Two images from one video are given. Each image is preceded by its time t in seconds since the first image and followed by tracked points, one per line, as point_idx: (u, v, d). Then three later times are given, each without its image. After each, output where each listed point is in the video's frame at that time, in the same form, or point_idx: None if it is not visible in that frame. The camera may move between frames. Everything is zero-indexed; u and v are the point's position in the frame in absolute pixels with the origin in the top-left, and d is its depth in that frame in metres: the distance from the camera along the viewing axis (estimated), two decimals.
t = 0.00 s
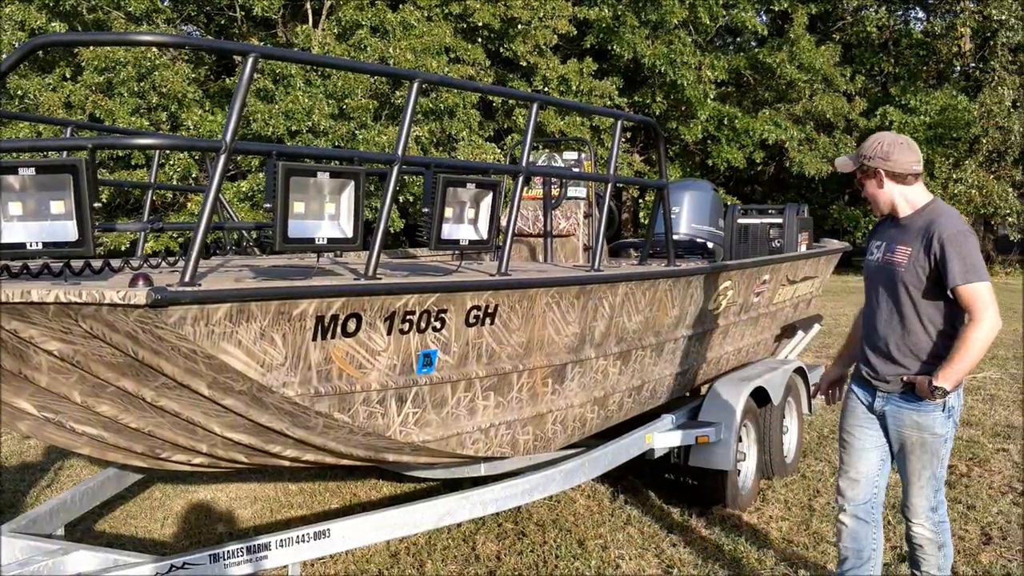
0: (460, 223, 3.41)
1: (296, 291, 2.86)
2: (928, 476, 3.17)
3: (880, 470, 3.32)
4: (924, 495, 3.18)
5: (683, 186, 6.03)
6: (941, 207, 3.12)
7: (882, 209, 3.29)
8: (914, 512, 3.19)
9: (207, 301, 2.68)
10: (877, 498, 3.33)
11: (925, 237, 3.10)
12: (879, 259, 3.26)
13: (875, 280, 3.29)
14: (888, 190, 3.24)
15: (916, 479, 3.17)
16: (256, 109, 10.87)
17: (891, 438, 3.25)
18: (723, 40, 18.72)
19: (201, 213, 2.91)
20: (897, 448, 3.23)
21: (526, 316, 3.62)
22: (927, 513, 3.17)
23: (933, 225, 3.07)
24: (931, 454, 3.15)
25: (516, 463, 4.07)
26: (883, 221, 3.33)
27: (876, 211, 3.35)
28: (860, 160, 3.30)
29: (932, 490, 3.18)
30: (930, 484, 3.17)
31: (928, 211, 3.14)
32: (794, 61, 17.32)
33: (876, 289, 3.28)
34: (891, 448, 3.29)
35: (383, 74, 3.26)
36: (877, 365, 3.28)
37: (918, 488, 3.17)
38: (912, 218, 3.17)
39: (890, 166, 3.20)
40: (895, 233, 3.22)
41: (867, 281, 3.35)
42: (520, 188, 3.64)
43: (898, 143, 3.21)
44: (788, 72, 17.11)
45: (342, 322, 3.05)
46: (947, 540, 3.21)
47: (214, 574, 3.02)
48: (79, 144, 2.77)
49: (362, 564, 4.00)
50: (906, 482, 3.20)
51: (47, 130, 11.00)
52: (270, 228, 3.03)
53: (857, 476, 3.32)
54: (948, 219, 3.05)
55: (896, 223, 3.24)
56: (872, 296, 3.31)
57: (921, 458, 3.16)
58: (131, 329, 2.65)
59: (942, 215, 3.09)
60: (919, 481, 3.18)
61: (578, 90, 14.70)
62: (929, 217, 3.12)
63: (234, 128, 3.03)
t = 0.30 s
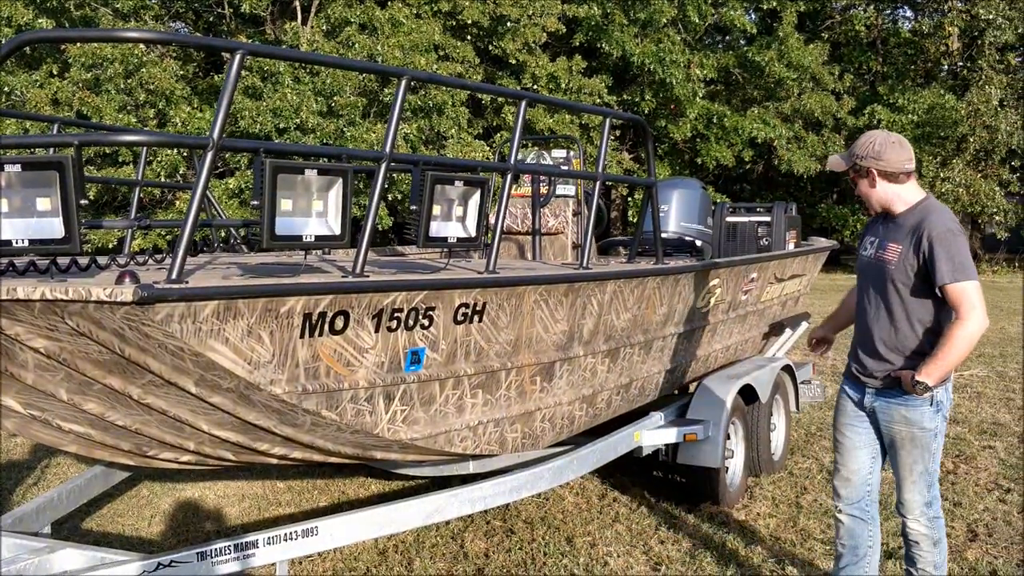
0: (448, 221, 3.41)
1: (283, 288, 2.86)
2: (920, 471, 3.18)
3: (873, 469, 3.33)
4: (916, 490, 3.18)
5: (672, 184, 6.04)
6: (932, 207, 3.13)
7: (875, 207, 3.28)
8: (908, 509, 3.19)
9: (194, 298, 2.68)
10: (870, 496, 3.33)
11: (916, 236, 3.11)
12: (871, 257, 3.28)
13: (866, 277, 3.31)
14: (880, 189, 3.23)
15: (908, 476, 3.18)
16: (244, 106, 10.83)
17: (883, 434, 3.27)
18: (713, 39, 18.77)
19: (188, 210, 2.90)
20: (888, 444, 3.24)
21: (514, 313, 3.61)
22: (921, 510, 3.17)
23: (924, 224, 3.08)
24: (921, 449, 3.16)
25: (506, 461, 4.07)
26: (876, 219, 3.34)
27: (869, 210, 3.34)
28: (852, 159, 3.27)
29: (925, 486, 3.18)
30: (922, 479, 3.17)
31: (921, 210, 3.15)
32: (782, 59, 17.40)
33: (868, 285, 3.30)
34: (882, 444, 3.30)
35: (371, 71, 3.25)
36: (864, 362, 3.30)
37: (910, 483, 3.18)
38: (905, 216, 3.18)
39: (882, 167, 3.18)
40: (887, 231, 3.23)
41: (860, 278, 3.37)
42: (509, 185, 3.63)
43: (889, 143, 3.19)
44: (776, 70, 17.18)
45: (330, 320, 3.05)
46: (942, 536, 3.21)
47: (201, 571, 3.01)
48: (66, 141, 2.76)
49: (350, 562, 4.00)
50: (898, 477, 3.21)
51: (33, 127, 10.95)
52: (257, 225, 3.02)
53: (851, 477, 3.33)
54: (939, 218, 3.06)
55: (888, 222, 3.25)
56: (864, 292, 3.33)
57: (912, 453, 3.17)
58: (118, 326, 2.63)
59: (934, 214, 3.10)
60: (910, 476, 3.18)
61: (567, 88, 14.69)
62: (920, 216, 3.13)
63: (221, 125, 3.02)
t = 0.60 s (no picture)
0: (438, 218, 3.40)
1: (272, 286, 2.85)
2: (903, 473, 3.19)
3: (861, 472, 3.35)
4: (899, 492, 3.20)
5: (662, 182, 6.05)
6: (917, 207, 3.14)
7: (858, 209, 3.30)
8: (889, 510, 3.22)
9: (183, 296, 2.67)
10: (864, 500, 3.34)
11: (902, 237, 3.12)
12: (855, 258, 3.29)
13: (851, 278, 3.31)
14: (863, 191, 3.25)
15: (891, 478, 3.19)
16: (232, 103, 10.81)
17: (867, 437, 3.28)
18: (703, 37, 18.82)
19: (176, 208, 2.89)
20: (874, 447, 3.26)
21: (503, 311, 3.62)
22: (903, 512, 3.19)
23: (910, 224, 3.10)
24: (905, 452, 3.17)
25: (496, 459, 4.07)
26: (860, 220, 3.35)
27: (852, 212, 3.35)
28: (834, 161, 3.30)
29: (908, 488, 3.20)
30: (905, 482, 3.19)
31: (905, 211, 3.17)
32: (771, 58, 17.46)
33: (853, 287, 3.31)
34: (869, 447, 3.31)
35: (361, 69, 3.25)
36: (850, 363, 3.31)
37: (894, 485, 3.19)
38: (889, 217, 3.19)
39: (865, 169, 3.19)
40: (871, 232, 3.24)
41: (844, 279, 3.37)
42: (498, 183, 3.63)
43: (872, 144, 3.21)
44: (765, 69, 17.25)
45: (319, 317, 3.04)
46: (924, 537, 3.24)
47: (190, 570, 3.01)
48: (54, 138, 2.74)
49: (340, 561, 3.99)
50: (883, 480, 3.23)
51: (21, 124, 10.91)
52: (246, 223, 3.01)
53: (841, 482, 3.35)
54: (925, 218, 3.07)
55: (872, 223, 3.27)
56: (848, 293, 3.34)
57: (896, 455, 3.19)
58: (106, 324, 2.63)
59: (919, 214, 3.11)
60: (894, 479, 3.20)
61: (557, 86, 14.69)
62: (904, 216, 3.15)
63: (209, 122, 3.01)
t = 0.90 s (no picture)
0: (428, 216, 3.40)
1: (263, 284, 2.85)
2: (888, 476, 3.21)
3: (848, 476, 3.34)
4: (886, 493, 3.22)
5: (652, 181, 6.06)
6: (898, 203, 3.17)
7: (837, 203, 3.30)
8: (876, 512, 3.24)
9: (172, 295, 2.67)
10: (855, 504, 3.34)
11: (884, 231, 3.14)
12: (834, 253, 3.29)
13: (829, 274, 3.31)
14: (846, 183, 3.26)
15: (877, 481, 3.20)
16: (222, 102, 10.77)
17: (851, 440, 3.28)
18: (694, 35, 18.85)
19: (166, 206, 2.88)
20: (859, 450, 3.26)
21: (494, 309, 3.62)
22: (888, 512, 3.23)
23: (892, 217, 3.12)
24: (890, 453, 3.19)
25: (485, 457, 4.07)
26: (838, 215, 3.36)
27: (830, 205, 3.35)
28: (822, 153, 3.28)
29: (893, 489, 3.23)
30: (891, 483, 3.21)
31: (885, 205, 3.19)
32: (762, 57, 17.51)
33: (831, 283, 3.30)
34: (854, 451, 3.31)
35: (351, 67, 3.24)
36: (830, 361, 3.30)
37: (880, 487, 3.21)
38: (870, 212, 3.21)
39: (857, 158, 3.21)
40: (851, 227, 3.25)
41: (821, 276, 3.37)
42: (489, 182, 3.63)
43: (860, 136, 3.24)
44: (756, 68, 17.29)
45: (309, 316, 3.04)
46: (909, 536, 3.27)
47: (180, 569, 3.00)
48: (43, 136, 2.73)
49: (330, 559, 3.99)
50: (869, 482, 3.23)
51: (10, 122, 10.87)
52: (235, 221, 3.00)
53: (830, 487, 3.35)
54: (906, 212, 3.09)
55: (850, 218, 3.28)
56: (826, 290, 3.33)
57: (881, 458, 3.20)
58: (95, 322, 2.62)
59: (900, 208, 3.13)
60: (881, 480, 3.21)
61: (548, 84, 14.68)
62: (885, 211, 3.17)
63: (199, 120, 3.00)
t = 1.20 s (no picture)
0: (420, 215, 3.40)
1: (253, 282, 2.84)
2: (874, 486, 3.21)
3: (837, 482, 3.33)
4: (874, 501, 3.21)
5: (644, 180, 6.07)
6: (885, 206, 3.17)
7: (828, 200, 3.27)
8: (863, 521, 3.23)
9: (163, 293, 2.67)
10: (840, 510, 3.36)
11: (873, 233, 3.13)
12: (820, 257, 3.26)
13: (816, 279, 3.28)
14: (842, 179, 3.26)
15: (863, 490, 3.20)
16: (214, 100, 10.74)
17: (839, 448, 3.26)
18: (686, 35, 18.88)
19: (157, 205, 2.87)
20: (846, 458, 3.24)
21: (485, 309, 3.61)
22: (875, 524, 3.24)
23: (881, 220, 3.12)
24: (878, 461, 3.18)
25: (476, 457, 4.06)
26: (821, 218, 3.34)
27: (814, 201, 3.30)
28: (826, 146, 3.23)
29: (880, 499, 3.23)
30: (878, 491, 3.20)
31: (872, 208, 3.19)
32: (754, 57, 17.54)
33: (818, 288, 3.27)
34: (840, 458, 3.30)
35: (342, 65, 3.23)
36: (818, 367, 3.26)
37: (867, 497, 3.21)
38: (856, 214, 3.21)
39: (855, 154, 3.27)
40: (837, 230, 3.23)
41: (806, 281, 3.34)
42: (481, 180, 3.63)
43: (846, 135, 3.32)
44: (748, 68, 17.31)
45: (300, 315, 3.03)
46: (898, 544, 3.29)
47: (171, 568, 3.00)
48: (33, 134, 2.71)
49: (321, 558, 3.98)
50: (856, 490, 3.22)
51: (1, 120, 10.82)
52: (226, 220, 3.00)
53: (816, 493, 3.35)
54: (894, 214, 3.09)
55: (835, 221, 3.26)
56: (814, 294, 3.30)
57: (868, 467, 3.19)
58: (85, 321, 2.60)
59: (888, 211, 3.13)
60: (869, 488, 3.20)
61: (541, 83, 14.64)
62: (872, 214, 3.17)
63: (189, 119, 2.99)
